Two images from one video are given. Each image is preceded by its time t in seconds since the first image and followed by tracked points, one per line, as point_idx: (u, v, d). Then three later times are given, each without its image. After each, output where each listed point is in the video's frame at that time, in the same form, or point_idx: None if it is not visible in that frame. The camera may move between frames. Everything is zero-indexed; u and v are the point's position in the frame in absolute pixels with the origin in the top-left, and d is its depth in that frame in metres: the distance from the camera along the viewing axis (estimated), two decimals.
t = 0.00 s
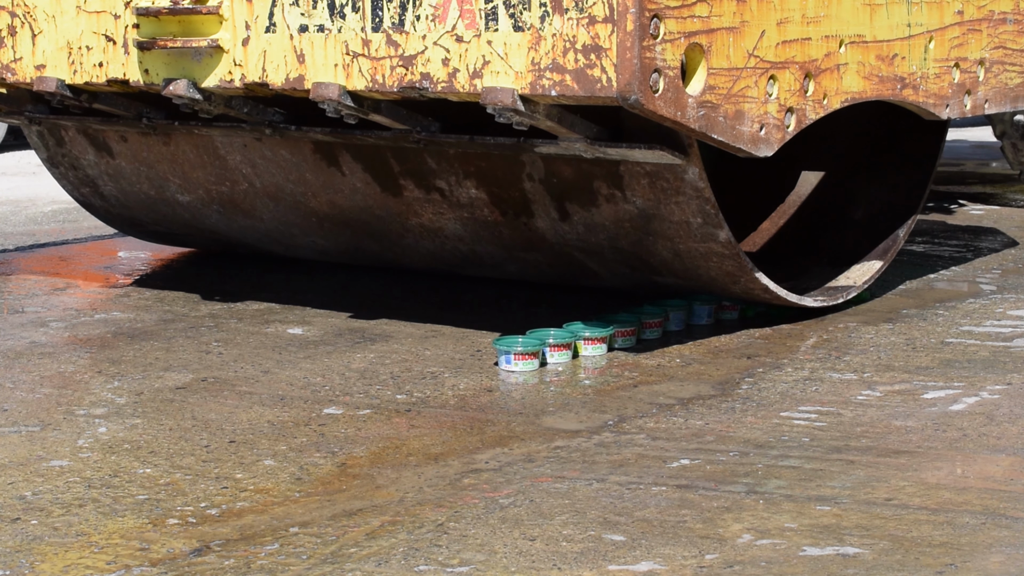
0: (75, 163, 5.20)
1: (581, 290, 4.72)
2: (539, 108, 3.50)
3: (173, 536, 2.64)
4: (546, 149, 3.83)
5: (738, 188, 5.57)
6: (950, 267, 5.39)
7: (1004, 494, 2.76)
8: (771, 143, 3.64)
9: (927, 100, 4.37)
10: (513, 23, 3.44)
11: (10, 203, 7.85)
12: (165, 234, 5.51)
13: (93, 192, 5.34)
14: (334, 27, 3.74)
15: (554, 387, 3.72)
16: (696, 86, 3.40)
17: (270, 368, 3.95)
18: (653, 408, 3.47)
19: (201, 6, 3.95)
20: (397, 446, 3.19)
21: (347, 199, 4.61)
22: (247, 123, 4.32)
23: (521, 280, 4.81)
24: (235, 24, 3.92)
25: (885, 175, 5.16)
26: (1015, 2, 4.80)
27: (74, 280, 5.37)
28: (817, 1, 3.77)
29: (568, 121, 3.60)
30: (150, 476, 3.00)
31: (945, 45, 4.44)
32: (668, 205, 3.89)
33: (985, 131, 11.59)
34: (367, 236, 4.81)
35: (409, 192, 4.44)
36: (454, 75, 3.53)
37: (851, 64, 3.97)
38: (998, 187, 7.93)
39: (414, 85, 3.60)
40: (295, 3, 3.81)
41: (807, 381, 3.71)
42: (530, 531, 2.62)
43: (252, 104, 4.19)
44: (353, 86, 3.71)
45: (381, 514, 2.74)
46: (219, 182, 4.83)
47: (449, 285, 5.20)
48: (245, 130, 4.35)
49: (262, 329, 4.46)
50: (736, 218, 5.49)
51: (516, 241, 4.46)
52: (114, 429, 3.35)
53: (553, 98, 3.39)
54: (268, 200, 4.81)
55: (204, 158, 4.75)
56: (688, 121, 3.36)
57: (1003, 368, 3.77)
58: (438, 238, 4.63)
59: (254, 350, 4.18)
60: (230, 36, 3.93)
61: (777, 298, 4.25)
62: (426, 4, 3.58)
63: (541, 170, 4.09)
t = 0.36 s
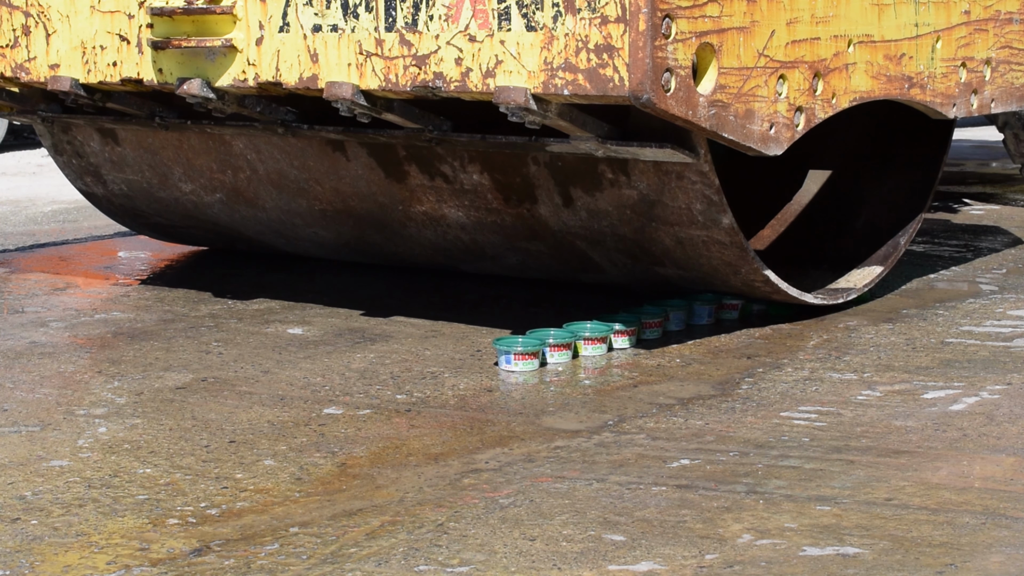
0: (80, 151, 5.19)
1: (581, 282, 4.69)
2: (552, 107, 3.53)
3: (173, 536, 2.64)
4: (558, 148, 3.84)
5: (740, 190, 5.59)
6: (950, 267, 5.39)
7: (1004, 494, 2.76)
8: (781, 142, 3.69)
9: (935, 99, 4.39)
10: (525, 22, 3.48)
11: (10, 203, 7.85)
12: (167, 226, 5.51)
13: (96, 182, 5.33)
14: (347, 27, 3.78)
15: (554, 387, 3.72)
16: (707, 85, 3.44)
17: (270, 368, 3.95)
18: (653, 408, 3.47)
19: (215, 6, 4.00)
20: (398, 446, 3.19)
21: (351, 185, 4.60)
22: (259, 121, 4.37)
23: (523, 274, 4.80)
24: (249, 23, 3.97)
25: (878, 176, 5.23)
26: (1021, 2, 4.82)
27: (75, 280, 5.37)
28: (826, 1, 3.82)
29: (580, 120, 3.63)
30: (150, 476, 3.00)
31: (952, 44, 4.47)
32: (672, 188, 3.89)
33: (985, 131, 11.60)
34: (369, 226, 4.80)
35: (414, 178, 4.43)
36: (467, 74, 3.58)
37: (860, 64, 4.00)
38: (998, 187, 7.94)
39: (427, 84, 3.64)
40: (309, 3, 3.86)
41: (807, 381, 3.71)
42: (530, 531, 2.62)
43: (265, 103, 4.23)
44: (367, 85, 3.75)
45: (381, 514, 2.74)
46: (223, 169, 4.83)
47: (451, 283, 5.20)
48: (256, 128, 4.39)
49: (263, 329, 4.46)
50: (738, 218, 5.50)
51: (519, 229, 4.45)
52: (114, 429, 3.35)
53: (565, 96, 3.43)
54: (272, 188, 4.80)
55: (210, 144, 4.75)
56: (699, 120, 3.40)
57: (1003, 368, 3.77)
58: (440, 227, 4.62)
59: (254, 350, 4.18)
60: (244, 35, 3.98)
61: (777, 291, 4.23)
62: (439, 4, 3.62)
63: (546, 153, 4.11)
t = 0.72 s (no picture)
0: (84, 139, 5.16)
1: (583, 275, 4.68)
2: (563, 105, 3.55)
3: (173, 536, 2.64)
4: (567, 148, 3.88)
5: (741, 190, 5.59)
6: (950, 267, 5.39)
7: (1004, 494, 2.77)
8: (789, 141, 3.70)
9: (941, 99, 4.39)
10: (537, 22, 3.48)
11: (10, 203, 7.85)
12: (169, 217, 5.50)
13: (99, 170, 5.31)
14: (360, 27, 3.79)
15: (553, 387, 3.72)
16: (717, 84, 3.46)
17: (270, 368, 3.95)
18: (653, 408, 3.47)
19: (227, 6, 4.00)
20: (398, 446, 3.19)
21: (355, 172, 4.58)
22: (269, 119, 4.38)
23: (524, 266, 4.78)
24: (261, 23, 3.98)
25: (880, 179, 5.25)
26: None
27: (74, 280, 5.37)
28: (834, 1, 3.84)
29: (590, 119, 3.66)
30: (150, 476, 3.00)
31: (958, 44, 4.47)
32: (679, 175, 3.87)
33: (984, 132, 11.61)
34: (371, 217, 4.78)
35: (418, 165, 4.41)
36: (479, 73, 3.59)
37: (867, 64, 4.01)
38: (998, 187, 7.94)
39: (439, 84, 3.65)
40: (321, 3, 3.86)
41: (807, 381, 3.71)
42: (530, 531, 2.62)
43: (277, 102, 4.27)
44: (379, 85, 3.76)
45: (381, 514, 2.74)
46: (227, 156, 4.81)
47: (452, 282, 5.20)
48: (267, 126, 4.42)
49: (263, 329, 4.47)
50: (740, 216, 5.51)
51: (522, 218, 4.43)
52: (114, 429, 3.35)
53: (577, 95, 3.44)
54: (275, 175, 4.78)
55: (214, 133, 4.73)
56: (709, 119, 3.40)
57: (1003, 368, 3.77)
58: (442, 216, 4.60)
59: (254, 350, 4.18)
60: (257, 35, 3.99)
61: (777, 285, 4.22)
62: (451, 4, 3.63)
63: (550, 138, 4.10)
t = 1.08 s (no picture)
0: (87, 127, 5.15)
1: (585, 266, 4.67)
2: (574, 104, 3.58)
3: (173, 536, 2.64)
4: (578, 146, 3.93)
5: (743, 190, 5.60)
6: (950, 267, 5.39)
7: (1004, 494, 2.76)
8: (798, 140, 3.71)
9: (948, 98, 4.39)
10: (549, 22, 3.51)
11: (10, 203, 7.85)
12: (169, 209, 5.49)
13: (102, 158, 5.30)
14: (372, 27, 3.82)
15: (554, 387, 3.72)
16: (727, 83, 3.47)
17: (270, 368, 3.95)
18: (653, 408, 3.47)
19: (239, 6, 4.03)
20: (398, 446, 3.19)
21: (359, 159, 4.57)
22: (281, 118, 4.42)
23: (525, 256, 4.77)
24: (274, 23, 4.00)
25: (881, 178, 5.29)
26: None
27: (74, 280, 5.37)
28: (842, 1, 3.84)
29: (601, 119, 3.70)
30: (150, 476, 3.00)
31: (965, 44, 4.47)
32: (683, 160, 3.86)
33: (984, 132, 11.61)
34: (374, 205, 4.77)
35: (422, 152, 4.40)
36: (491, 72, 3.61)
37: (875, 63, 4.01)
38: (998, 187, 7.94)
39: (451, 83, 3.68)
40: (334, 3, 3.89)
41: (807, 381, 3.71)
42: (530, 531, 2.62)
43: (289, 102, 4.29)
44: (391, 84, 3.79)
45: (381, 514, 2.74)
46: (230, 143, 4.80)
47: (452, 280, 5.20)
48: (279, 125, 4.45)
49: (263, 329, 4.47)
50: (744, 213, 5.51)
51: (525, 205, 4.42)
52: (114, 429, 3.35)
53: (588, 94, 3.47)
54: (279, 162, 4.78)
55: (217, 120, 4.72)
56: (719, 118, 3.43)
57: (1003, 368, 3.77)
58: (445, 202, 4.58)
59: (255, 350, 4.18)
60: (270, 35, 4.01)
61: (778, 277, 4.22)
62: (463, 4, 3.66)
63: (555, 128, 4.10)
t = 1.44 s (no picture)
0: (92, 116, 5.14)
1: (586, 259, 4.67)
2: (584, 103, 3.60)
3: (173, 536, 2.64)
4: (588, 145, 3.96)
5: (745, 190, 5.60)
6: (950, 267, 5.39)
7: (1004, 494, 2.76)
8: (806, 139, 3.72)
9: (954, 98, 4.39)
10: (560, 22, 3.54)
11: (10, 203, 7.85)
12: (171, 200, 5.48)
13: (106, 147, 5.29)
14: (384, 27, 3.85)
15: (554, 387, 3.72)
16: (737, 83, 3.47)
17: (270, 368, 3.95)
18: (653, 408, 3.47)
19: (252, 6, 4.05)
20: (398, 446, 3.19)
21: (363, 146, 4.57)
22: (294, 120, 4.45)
23: (526, 249, 4.76)
24: (286, 23, 4.03)
25: (881, 178, 5.29)
26: None
27: (74, 280, 5.37)
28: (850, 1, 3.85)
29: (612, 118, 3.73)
30: (150, 476, 3.00)
31: (971, 44, 4.47)
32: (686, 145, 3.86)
33: (985, 131, 11.60)
34: (377, 194, 4.76)
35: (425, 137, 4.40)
36: (502, 72, 3.64)
37: (883, 63, 4.01)
38: (999, 187, 7.94)
39: (462, 83, 3.71)
40: (345, 3, 3.92)
41: (807, 381, 3.71)
42: (530, 531, 2.62)
43: (300, 101, 4.33)
44: (402, 84, 3.82)
45: (381, 514, 2.74)
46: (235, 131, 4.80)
47: (452, 279, 5.20)
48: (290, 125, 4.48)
49: (262, 329, 4.47)
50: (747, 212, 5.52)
51: (528, 193, 4.41)
52: (114, 429, 3.35)
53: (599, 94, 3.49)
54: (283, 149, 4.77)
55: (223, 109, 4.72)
56: (729, 117, 3.43)
57: (1003, 368, 3.77)
58: (448, 191, 4.57)
59: (254, 350, 4.18)
60: (282, 35, 4.04)
61: (778, 270, 4.21)
62: (474, 4, 3.68)
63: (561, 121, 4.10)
